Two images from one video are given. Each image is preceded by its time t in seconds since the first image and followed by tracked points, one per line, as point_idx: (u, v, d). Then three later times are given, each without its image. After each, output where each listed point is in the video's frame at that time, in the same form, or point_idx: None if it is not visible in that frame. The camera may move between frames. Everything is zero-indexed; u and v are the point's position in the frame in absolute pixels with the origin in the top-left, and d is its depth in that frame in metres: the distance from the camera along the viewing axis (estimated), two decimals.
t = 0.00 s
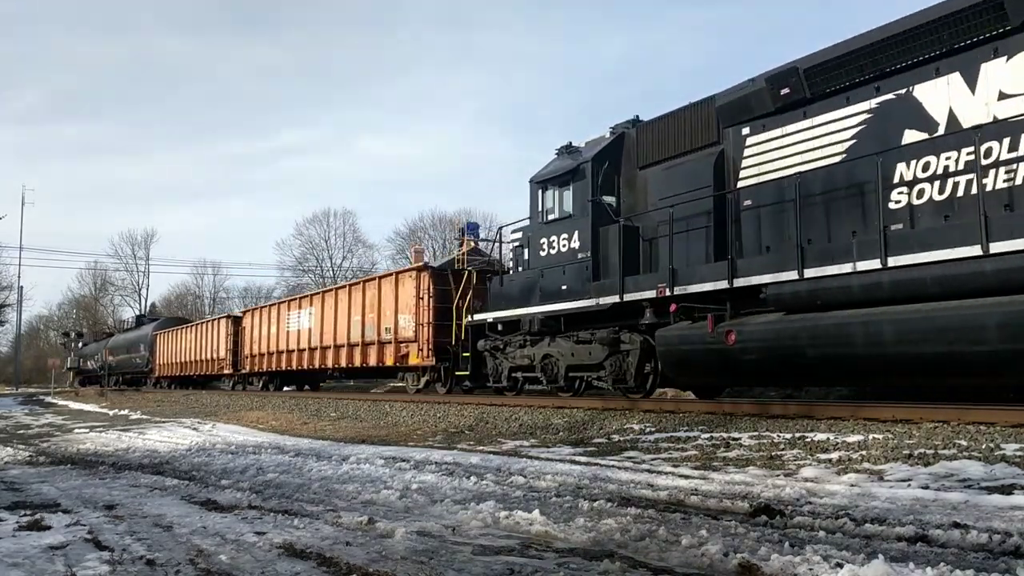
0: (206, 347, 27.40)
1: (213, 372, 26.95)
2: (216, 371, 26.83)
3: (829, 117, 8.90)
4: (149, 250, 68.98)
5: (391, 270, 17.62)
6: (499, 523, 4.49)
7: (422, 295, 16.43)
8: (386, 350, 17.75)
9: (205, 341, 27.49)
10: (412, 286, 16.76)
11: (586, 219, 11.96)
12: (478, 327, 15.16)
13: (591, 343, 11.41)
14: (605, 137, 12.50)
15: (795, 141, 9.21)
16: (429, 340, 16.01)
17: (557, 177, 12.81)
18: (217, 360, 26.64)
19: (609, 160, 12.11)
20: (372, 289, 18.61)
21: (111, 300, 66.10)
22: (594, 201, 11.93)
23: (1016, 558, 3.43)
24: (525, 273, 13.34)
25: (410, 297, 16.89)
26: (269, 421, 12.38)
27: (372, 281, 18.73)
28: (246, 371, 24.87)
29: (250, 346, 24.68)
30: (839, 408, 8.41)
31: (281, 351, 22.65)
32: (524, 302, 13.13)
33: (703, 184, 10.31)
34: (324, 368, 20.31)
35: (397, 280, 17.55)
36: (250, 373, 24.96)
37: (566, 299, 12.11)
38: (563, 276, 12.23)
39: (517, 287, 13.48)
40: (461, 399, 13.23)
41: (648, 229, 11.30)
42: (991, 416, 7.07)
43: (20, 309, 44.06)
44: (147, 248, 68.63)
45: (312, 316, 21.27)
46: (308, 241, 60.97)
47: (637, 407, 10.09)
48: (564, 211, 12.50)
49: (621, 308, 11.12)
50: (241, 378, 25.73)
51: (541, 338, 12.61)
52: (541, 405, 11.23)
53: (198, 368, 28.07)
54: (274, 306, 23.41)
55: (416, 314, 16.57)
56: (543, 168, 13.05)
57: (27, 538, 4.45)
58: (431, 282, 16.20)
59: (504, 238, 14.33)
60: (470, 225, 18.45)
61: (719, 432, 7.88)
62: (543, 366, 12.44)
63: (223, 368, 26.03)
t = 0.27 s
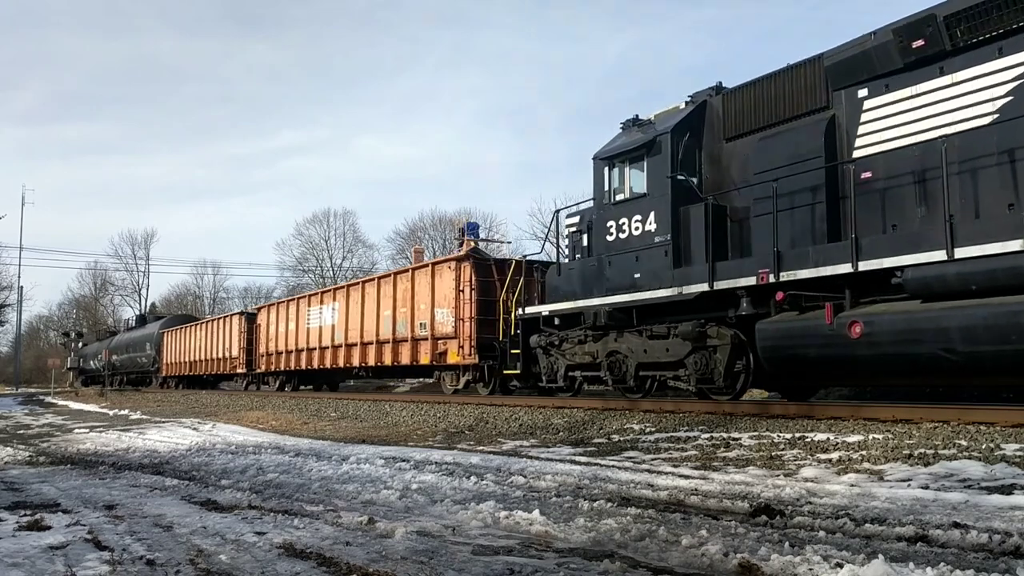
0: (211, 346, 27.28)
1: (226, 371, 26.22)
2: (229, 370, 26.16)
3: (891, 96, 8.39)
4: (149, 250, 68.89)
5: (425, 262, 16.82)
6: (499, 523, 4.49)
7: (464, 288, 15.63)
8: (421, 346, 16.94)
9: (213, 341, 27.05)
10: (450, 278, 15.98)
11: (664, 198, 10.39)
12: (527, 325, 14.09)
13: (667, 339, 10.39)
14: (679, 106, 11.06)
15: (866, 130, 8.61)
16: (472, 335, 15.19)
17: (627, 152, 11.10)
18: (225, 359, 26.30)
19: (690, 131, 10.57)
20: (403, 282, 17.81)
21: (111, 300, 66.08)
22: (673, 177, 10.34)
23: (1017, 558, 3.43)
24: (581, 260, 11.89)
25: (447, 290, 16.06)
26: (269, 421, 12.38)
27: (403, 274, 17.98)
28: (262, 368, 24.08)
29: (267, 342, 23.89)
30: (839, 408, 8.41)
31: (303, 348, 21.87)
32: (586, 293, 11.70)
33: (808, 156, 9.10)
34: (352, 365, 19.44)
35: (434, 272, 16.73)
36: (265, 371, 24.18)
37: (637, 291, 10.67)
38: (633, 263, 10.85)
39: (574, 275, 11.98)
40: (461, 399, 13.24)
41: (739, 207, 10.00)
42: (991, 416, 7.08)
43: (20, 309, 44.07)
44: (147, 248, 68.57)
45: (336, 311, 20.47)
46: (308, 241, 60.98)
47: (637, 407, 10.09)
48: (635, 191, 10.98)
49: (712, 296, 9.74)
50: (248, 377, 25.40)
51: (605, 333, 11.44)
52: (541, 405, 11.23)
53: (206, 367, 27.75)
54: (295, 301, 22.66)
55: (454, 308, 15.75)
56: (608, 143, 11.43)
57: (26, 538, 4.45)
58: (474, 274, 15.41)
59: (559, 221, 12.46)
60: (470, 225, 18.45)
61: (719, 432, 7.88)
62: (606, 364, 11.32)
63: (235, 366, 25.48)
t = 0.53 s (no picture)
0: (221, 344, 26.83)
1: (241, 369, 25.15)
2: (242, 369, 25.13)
3: (973, 72, 7.63)
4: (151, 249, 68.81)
5: (472, 250, 15.03)
6: (499, 523, 4.49)
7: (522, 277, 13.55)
8: (466, 343, 15.21)
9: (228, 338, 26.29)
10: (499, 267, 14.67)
11: (779, 168, 8.83)
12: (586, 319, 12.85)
13: (779, 333, 9.03)
14: (786, 64, 9.52)
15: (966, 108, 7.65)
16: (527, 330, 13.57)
17: (728, 116, 9.54)
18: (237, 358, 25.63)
19: (807, 93, 9.03)
20: (443, 274, 16.19)
21: (111, 300, 66.05)
22: (790, 143, 8.80)
23: (1016, 558, 3.43)
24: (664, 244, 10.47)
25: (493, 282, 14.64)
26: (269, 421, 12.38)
27: (445, 264, 16.15)
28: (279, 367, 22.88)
29: (286, 339, 22.65)
30: (838, 408, 8.42)
31: (327, 345, 20.33)
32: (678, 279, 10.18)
33: (968, 114, 7.61)
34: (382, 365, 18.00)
35: (482, 261, 14.90)
36: (284, 369, 23.00)
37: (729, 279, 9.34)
38: (737, 245, 9.32)
39: (659, 262, 10.54)
40: (461, 399, 13.24)
41: (873, 177, 8.51)
42: (991, 416, 7.08)
43: (20, 309, 44.05)
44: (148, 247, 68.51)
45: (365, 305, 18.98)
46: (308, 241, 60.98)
47: (637, 407, 10.09)
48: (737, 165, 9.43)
49: (847, 279, 8.19)
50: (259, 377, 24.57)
51: (698, 326, 10.06)
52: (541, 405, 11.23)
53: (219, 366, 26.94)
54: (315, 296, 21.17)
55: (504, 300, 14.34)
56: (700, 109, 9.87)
57: (26, 538, 4.45)
58: (528, 262, 13.80)
59: (636, 199, 10.92)
60: (470, 225, 18.46)
61: (719, 432, 7.88)
62: (698, 361, 9.99)
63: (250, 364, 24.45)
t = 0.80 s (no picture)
0: (231, 343, 26.28)
1: (257, 368, 24.18)
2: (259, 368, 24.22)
3: None
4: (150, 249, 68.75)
5: (515, 239, 13.80)
6: (499, 523, 4.49)
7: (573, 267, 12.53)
8: (510, 340, 13.97)
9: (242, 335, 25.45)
10: (545, 255, 13.52)
11: (898, 138, 7.84)
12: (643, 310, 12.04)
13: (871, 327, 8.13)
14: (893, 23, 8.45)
15: None
16: (581, 325, 12.42)
17: (828, 81, 8.55)
18: (250, 356, 24.86)
19: (927, 50, 8.00)
20: (482, 265, 14.89)
21: (112, 300, 66.00)
22: (909, 108, 7.84)
23: (1016, 558, 3.43)
24: (745, 230, 9.47)
25: (539, 272, 13.42)
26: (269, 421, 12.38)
27: (484, 255, 14.91)
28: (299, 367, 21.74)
29: (305, 336, 21.43)
30: (839, 408, 8.42)
31: (351, 344, 19.06)
32: (768, 265, 9.15)
33: None
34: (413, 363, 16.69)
35: (526, 251, 13.73)
36: (304, 369, 21.92)
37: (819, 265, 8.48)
38: (843, 225, 8.34)
39: (744, 251, 9.49)
40: (461, 399, 13.24)
41: (1007, 146, 7.41)
42: (990, 416, 7.09)
43: (20, 309, 44.05)
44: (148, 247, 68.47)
45: (393, 300, 17.64)
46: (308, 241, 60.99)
47: (638, 407, 10.09)
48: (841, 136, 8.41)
49: (988, 263, 7.10)
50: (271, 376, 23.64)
51: (790, 318, 8.94)
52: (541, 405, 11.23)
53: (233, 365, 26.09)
54: (338, 291, 20.00)
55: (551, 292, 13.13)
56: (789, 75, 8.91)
57: (27, 538, 4.45)
58: (580, 250, 12.62)
59: (716, 177, 10.00)
60: (470, 225, 18.47)
61: (719, 432, 7.88)
62: (790, 359, 8.92)
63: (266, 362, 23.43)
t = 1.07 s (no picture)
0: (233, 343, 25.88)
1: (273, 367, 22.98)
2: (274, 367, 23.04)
3: None
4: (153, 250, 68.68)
5: (572, 223, 12.55)
6: (498, 523, 4.49)
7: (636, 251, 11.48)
8: (563, 335, 12.82)
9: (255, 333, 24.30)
10: (608, 242, 12.05)
11: None
12: (733, 300, 10.60)
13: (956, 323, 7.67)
14: None
15: None
16: (656, 317, 11.08)
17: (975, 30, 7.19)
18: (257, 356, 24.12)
19: None
20: (533, 252, 13.54)
21: (111, 300, 65.96)
22: None
23: (1016, 558, 3.43)
24: (859, 206, 8.36)
25: (599, 259, 12.18)
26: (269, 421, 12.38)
27: (535, 241, 13.57)
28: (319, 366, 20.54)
29: (325, 334, 20.07)
30: (839, 408, 8.42)
31: (376, 342, 17.80)
32: (887, 245, 8.02)
33: None
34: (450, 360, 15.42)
35: (583, 236, 12.46)
36: (325, 369, 20.73)
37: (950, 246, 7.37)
38: (1002, 195, 7.05)
39: (853, 231, 8.41)
40: (461, 399, 13.24)
41: None
42: (990, 416, 7.09)
43: (20, 309, 44.04)
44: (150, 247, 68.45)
45: (427, 293, 16.32)
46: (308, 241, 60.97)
47: (638, 407, 10.09)
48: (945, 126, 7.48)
49: None
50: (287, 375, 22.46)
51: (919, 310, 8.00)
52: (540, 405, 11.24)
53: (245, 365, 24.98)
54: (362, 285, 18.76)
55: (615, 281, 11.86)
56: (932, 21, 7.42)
57: (27, 538, 4.45)
58: (652, 233, 11.33)
59: (828, 146, 8.91)
60: (470, 225, 18.47)
61: (719, 432, 7.88)
62: (925, 354, 7.96)
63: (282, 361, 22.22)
